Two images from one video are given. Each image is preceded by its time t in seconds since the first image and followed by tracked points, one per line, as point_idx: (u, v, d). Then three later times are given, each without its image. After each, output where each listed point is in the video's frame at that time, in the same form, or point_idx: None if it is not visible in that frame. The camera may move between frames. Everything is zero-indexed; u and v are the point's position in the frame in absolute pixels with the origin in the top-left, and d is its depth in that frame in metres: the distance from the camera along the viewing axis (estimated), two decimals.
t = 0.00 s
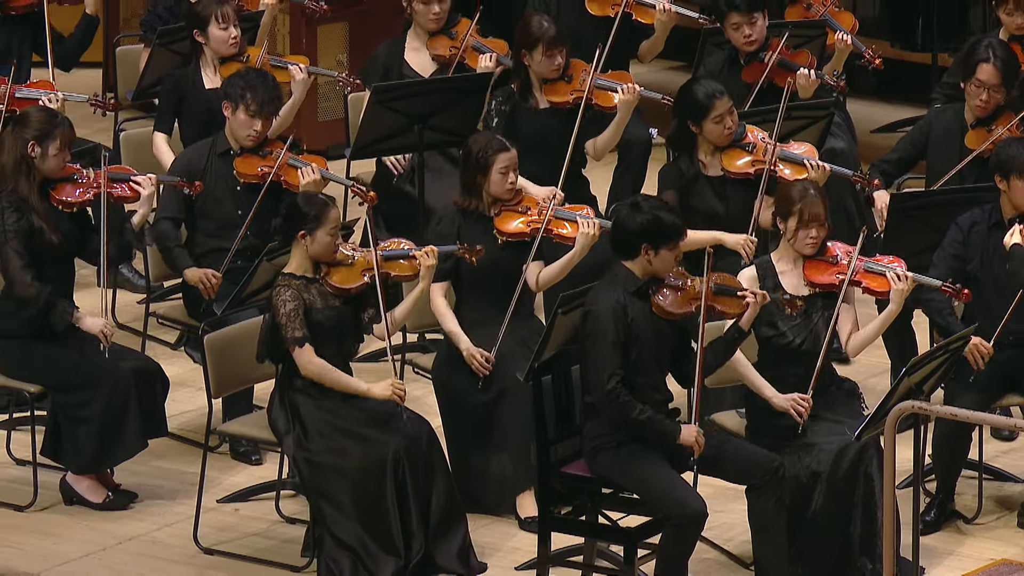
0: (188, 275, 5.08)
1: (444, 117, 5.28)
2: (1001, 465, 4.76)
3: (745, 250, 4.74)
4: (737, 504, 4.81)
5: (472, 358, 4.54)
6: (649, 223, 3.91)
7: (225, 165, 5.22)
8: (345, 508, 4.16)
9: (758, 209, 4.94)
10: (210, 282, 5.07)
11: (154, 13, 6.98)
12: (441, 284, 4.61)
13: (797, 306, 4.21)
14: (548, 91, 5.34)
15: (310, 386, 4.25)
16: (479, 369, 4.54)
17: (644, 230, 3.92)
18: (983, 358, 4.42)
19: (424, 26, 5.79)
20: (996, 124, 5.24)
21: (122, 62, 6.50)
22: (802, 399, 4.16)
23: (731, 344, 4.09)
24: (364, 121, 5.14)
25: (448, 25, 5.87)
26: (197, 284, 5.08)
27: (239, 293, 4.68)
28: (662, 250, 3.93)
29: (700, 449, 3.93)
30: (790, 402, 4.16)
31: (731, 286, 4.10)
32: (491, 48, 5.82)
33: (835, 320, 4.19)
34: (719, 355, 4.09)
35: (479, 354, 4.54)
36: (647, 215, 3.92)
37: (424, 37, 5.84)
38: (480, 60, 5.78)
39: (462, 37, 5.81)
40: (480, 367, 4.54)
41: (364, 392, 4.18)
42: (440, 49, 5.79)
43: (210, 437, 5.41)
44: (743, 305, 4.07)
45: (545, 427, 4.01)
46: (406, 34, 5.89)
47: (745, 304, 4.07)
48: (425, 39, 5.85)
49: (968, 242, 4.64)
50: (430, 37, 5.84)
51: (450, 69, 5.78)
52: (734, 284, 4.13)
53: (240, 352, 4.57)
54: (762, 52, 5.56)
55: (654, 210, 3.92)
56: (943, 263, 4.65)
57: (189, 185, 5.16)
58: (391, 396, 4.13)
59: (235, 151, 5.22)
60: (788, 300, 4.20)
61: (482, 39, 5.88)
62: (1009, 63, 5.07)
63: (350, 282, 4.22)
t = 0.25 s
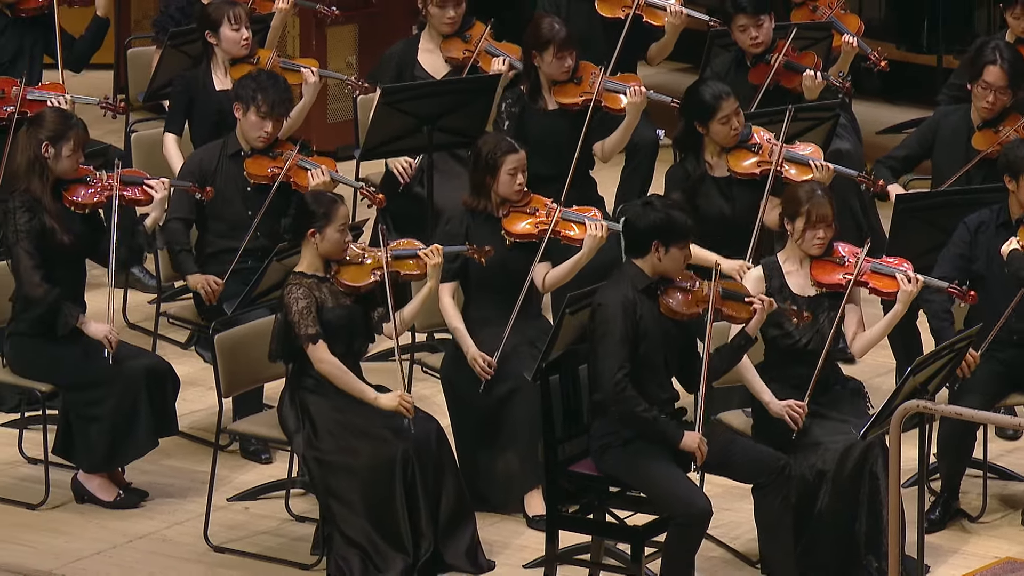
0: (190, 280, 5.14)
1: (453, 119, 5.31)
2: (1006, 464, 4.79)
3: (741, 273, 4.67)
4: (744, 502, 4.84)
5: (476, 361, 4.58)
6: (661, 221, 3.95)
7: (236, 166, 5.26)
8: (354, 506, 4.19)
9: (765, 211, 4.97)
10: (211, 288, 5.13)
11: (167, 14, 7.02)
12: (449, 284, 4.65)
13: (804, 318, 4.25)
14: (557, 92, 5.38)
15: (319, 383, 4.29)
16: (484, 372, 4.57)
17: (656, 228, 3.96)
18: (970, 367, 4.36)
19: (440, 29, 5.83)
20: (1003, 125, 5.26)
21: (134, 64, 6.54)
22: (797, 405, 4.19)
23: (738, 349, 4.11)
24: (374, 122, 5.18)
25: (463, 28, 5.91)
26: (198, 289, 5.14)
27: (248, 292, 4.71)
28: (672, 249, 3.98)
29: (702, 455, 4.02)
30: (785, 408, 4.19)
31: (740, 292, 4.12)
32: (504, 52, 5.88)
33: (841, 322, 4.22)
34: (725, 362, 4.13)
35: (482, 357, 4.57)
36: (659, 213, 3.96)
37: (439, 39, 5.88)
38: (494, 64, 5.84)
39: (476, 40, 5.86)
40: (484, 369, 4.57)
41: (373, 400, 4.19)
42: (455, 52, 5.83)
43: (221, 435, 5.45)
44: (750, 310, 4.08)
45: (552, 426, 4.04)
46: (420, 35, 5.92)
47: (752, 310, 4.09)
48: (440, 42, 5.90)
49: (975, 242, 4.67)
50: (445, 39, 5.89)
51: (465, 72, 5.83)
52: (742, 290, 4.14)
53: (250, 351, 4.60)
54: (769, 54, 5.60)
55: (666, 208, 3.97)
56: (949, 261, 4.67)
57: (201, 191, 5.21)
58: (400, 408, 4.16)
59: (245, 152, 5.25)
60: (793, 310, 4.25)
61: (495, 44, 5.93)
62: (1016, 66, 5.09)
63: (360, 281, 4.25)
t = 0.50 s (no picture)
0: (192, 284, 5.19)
1: (464, 120, 5.35)
2: (1012, 463, 4.82)
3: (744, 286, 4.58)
4: (752, 501, 4.88)
5: (476, 364, 4.64)
6: (664, 217, 4.00)
7: (248, 166, 5.30)
8: (365, 504, 4.23)
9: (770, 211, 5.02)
10: (212, 292, 5.17)
11: (181, 15, 7.07)
12: (459, 284, 4.67)
13: (808, 314, 4.26)
14: (568, 93, 5.41)
15: (329, 382, 4.32)
16: (484, 376, 4.63)
17: (658, 223, 4.01)
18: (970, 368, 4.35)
19: (456, 29, 5.86)
20: (1011, 126, 5.28)
21: (146, 66, 6.59)
22: (791, 413, 4.23)
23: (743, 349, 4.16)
24: (385, 124, 5.22)
25: (479, 29, 5.92)
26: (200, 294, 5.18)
27: (259, 292, 4.74)
28: (675, 243, 4.02)
29: (721, 461, 4.03)
30: (780, 415, 4.23)
31: (744, 287, 4.15)
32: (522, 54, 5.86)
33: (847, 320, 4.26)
34: (732, 359, 4.18)
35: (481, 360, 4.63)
36: (661, 209, 4.01)
37: (455, 40, 5.92)
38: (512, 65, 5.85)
39: (494, 42, 5.87)
40: (484, 373, 4.63)
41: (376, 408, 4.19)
42: (472, 53, 5.86)
43: (232, 434, 5.50)
44: (754, 307, 4.13)
45: (561, 424, 4.08)
46: (437, 36, 5.98)
47: (757, 307, 4.13)
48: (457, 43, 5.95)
49: (985, 242, 4.69)
50: (461, 40, 5.91)
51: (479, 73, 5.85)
52: (746, 285, 4.17)
53: (261, 351, 4.63)
54: (777, 56, 5.63)
55: (669, 203, 4.02)
56: (957, 258, 4.71)
57: (216, 194, 5.26)
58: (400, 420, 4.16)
59: (257, 152, 5.30)
60: (797, 306, 4.26)
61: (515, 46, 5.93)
62: None
63: (373, 278, 4.29)
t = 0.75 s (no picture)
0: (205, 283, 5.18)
1: (472, 121, 5.38)
2: (1018, 463, 4.84)
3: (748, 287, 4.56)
4: (759, 500, 4.91)
5: (492, 357, 4.64)
6: (667, 217, 4.02)
7: (259, 167, 5.34)
8: (375, 502, 4.26)
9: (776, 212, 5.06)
10: (225, 289, 5.16)
11: (195, 16, 7.10)
12: (468, 282, 4.72)
13: (809, 306, 4.28)
14: (580, 94, 5.43)
15: (341, 381, 4.34)
16: (500, 368, 4.63)
17: (663, 224, 4.03)
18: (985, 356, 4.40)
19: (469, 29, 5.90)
20: (1017, 127, 5.29)
21: (158, 67, 6.63)
22: (804, 406, 4.28)
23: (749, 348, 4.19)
24: (393, 125, 5.26)
25: (493, 30, 5.95)
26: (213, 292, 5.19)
27: (270, 292, 4.75)
28: (680, 243, 4.03)
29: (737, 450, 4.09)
30: (793, 409, 4.28)
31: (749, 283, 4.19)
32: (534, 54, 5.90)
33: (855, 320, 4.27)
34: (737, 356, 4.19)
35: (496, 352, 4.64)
36: (666, 210, 4.03)
37: (467, 40, 5.96)
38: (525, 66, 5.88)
39: (507, 42, 5.90)
40: (500, 365, 4.64)
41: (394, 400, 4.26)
42: (484, 53, 5.90)
43: (243, 433, 5.53)
44: (758, 302, 4.16)
45: (569, 424, 4.11)
46: (449, 37, 6.01)
47: (761, 300, 4.16)
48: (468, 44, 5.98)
49: (991, 239, 4.81)
50: (473, 41, 5.95)
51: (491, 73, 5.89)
52: (751, 280, 4.20)
53: (271, 351, 4.67)
54: (784, 58, 5.67)
55: (672, 203, 4.04)
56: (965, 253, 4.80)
57: (227, 191, 5.28)
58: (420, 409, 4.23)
59: (267, 153, 5.32)
60: (797, 298, 4.29)
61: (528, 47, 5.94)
62: None
63: (383, 277, 4.33)
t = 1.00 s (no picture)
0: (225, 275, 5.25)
1: (482, 123, 5.42)
2: None
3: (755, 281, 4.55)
4: (767, 498, 4.94)
5: (517, 349, 4.66)
6: (689, 223, 4.04)
7: (271, 168, 5.38)
8: (386, 500, 4.30)
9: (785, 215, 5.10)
10: (246, 282, 5.24)
11: (209, 18, 7.15)
12: (478, 282, 4.75)
13: (821, 316, 4.30)
14: (591, 95, 5.48)
15: (353, 381, 4.40)
16: (525, 360, 4.65)
17: (684, 230, 4.05)
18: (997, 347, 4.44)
19: (479, 31, 5.94)
20: None
21: (172, 69, 6.68)
22: (827, 397, 4.30)
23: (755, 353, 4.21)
24: (404, 127, 5.30)
25: (503, 31, 5.99)
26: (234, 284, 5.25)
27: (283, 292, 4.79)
28: (698, 250, 4.07)
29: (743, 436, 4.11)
30: (816, 400, 4.30)
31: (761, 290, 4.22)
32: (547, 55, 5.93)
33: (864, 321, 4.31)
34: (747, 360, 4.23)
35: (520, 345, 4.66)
36: (687, 215, 4.05)
37: (478, 42, 6.01)
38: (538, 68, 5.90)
39: (519, 44, 5.93)
40: (525, 357, 4.66)
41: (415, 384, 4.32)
42: (496, 54, 5.93)
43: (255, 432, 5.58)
44: (769, 310, 4.19)
45: (579, 423, 4.15)
46: (460, 39, 6.06)
47: (771, 308, 4.19)
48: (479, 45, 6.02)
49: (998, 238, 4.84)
50: (485, 43, 6.00)
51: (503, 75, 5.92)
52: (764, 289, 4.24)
53: (283, 350, 4.71)
54: (792, 61, 5.72)
55: (693, 209, 4.06)
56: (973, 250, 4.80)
57: (238, 189, 5.33)
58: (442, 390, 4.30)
59: (280, 154, 5.37)
60: (811, 308, 4.30)
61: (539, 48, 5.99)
62: None
63: (397, 277, 4.36)
